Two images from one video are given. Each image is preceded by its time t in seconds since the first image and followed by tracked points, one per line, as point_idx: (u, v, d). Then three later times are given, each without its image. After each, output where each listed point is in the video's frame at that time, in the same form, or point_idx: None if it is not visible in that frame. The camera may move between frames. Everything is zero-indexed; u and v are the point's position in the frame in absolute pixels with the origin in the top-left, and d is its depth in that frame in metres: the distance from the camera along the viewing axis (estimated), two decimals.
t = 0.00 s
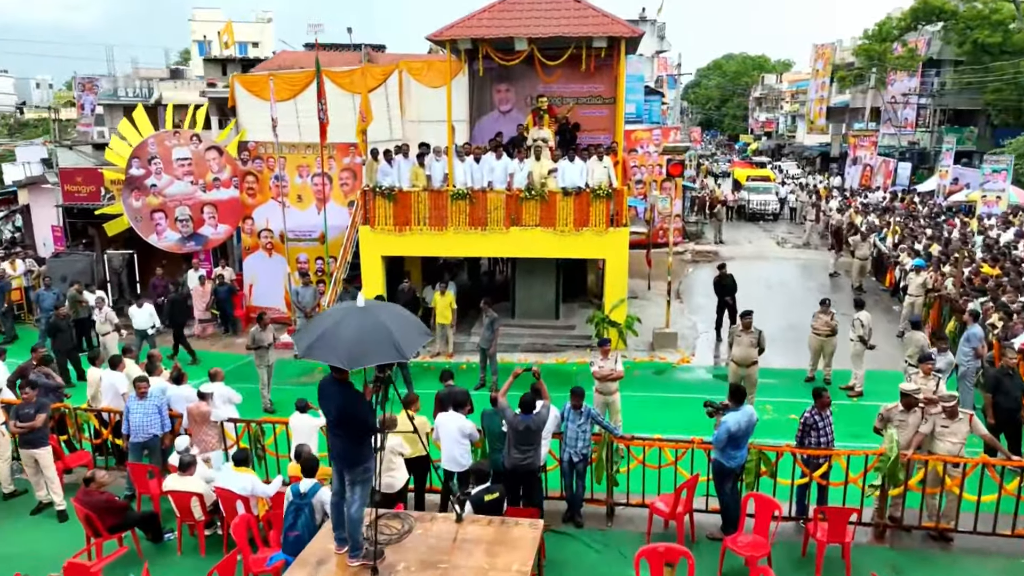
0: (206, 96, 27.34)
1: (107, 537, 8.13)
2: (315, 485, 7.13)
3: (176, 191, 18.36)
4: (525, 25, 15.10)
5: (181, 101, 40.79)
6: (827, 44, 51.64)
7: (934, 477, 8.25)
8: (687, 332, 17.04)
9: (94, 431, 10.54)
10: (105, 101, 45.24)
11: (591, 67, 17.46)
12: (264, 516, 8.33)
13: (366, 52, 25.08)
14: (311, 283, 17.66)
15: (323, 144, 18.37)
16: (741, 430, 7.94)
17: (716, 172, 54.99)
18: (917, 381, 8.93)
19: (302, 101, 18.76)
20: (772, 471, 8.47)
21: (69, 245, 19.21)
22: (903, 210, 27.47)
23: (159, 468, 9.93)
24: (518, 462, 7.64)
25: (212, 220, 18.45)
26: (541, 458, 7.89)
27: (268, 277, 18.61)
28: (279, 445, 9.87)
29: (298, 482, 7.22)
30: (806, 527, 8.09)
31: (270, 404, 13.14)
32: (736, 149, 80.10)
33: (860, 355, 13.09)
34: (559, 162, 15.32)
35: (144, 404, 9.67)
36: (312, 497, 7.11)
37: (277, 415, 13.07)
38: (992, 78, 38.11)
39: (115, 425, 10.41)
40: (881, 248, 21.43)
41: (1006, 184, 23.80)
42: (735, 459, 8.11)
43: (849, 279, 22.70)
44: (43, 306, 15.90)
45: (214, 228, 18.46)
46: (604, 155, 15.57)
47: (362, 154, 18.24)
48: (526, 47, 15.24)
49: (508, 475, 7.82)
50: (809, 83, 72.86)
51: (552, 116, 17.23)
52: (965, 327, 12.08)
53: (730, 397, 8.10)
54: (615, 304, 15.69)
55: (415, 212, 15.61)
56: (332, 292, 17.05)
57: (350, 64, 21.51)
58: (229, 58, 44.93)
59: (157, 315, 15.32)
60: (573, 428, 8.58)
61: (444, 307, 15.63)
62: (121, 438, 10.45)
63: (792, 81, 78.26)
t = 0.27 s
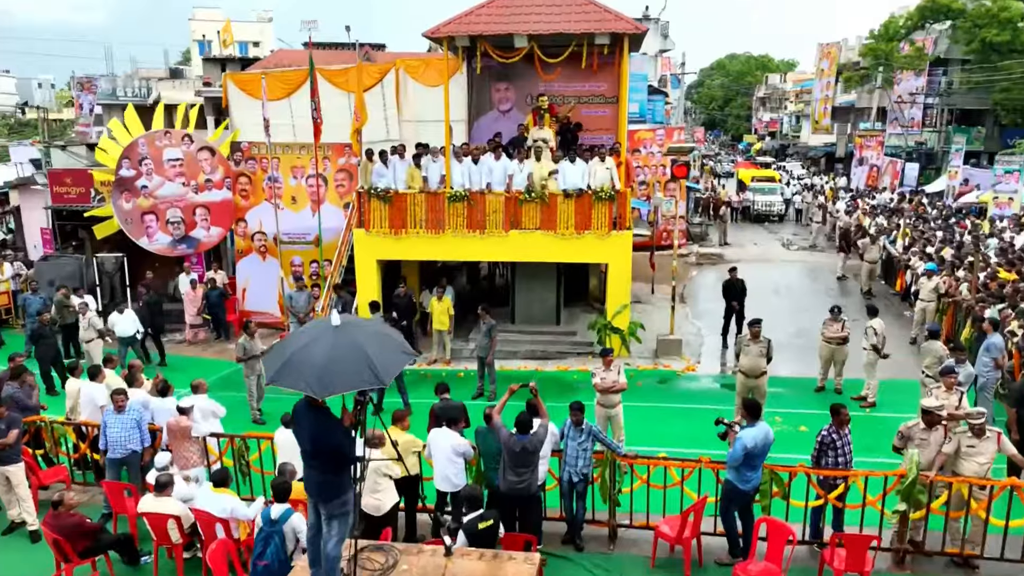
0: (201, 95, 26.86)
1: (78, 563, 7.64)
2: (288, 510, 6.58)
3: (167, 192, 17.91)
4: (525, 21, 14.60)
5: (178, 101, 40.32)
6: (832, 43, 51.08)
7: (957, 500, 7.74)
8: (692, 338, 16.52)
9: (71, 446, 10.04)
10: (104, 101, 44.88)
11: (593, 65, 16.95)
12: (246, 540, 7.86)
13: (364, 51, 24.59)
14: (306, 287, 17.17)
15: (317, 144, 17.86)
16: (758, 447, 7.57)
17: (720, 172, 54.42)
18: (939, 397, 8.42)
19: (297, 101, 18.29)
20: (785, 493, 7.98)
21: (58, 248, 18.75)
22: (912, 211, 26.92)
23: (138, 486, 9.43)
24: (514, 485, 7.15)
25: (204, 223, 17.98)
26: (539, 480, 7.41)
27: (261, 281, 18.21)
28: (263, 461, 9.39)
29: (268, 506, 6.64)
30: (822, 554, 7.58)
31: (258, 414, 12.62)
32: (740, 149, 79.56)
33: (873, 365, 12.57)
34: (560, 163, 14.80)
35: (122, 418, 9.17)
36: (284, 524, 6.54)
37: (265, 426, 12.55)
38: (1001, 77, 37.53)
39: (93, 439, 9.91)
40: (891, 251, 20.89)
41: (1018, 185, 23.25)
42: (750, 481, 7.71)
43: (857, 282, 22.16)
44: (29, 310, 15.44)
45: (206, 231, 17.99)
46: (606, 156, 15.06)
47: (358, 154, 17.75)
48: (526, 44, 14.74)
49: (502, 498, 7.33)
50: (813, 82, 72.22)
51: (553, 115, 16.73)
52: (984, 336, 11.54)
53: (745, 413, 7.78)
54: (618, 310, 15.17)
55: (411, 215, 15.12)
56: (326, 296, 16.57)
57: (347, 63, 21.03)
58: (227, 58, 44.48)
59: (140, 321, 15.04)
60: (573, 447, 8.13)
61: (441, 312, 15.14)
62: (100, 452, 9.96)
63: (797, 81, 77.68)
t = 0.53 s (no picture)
0: (197, 94, 26.47)
1: None
2: (268, 530, 6.20)
3: (160, 193, 17.56)
4: (525, 18, 14.22)
5: (177, 101, 39.94)
6: (836, 43, 50.65)
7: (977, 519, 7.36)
8: (696, 343, 16.13)
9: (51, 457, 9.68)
10: (102, 101, 44.59)
11: (594, 64, 16.58)
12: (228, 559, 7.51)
13: (362, 50, 24.25)
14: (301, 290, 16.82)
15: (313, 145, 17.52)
16: (772, 463, 7.21)
17: (723, 172, 54.01)
18: (957, 409, 8.04)
19: (292, 100, 17.93)
20: (795, 510, 7.61)
21: (49, 250, 18.40)
22: (918, 212, 26.51)
23: (120, 500, 9.05)
24: (509, 504, 6.79)
25: (198, 224, 17.63)
26: (536, 498, 7.05)
27: (256, 283, 17.88)
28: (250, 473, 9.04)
29: (248, 526, 6.28)
30: None
31: (248, 422, 12.24)
32: (743, 149, 79.13)
33: (883, 373, 12.20)
34: (560, 164, 14.42)
35: (102, 429, 8.80)
36: (264, 545, 6.18)
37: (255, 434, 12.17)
38: (1008, 77, 37.08)
39: (74, 450, 9.56)
40: (899, 253, 20.50)
41: None
42: (760, 498, 7.37)
43: (864, 285, 21.77)
44: (17, 314, 15.09)
45: (200, 233, 17.64)
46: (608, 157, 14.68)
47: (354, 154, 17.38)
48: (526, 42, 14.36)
49: (497, 518, 6.96)
50: (817, 82, 71.72)
51: (553, 115, 16.35)
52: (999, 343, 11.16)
53: (754, 427, 7.45)
54: (620, 314, 14.79)
55: (408, 217, 14.75)
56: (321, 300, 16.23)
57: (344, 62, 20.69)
58: (226, 57, 44.15)
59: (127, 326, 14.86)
60: (572, 462, 7.81)
61: (438, 317, 14.78)
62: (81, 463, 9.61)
63: (800, 81, 77.19)
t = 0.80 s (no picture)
0: (193, 94, 26.03)
1: None
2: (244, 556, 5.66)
3: (151, 195, 17.21)
4: (522, 15, 13.83)
5: (176, 101, 39.67)
6: (841, 42, 50.16)
7: (997, 544, 6.93)
8: (699, 350, 15.71)
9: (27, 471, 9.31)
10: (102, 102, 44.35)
11: (595, 63, 16.18)
12: None
13: (361, 49, 23.87)
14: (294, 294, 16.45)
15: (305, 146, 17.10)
16: (778, 484, 6.74)
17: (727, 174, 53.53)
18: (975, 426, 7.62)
19: (286, 100, 17.56)
20: (804, 533, 7.19)
21: (40, 253, 18.06)
22: (926, 214, 26.03)
23: (97, 518, 8.65)
24: (500, 529, 6.39)
25: (190, 227, 17.27)
26: (529, 522, 6.66)
27: (249, 288, 17.50)
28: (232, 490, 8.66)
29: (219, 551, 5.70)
30: None
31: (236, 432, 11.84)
32: (747, 150, 78.67)
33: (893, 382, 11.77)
34: (560, 165, 14.04)
35: (78, 444, 8.41)
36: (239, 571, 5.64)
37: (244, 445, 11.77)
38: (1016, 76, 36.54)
39: (51, 464, 9.19)
40: (907, 256, 20.03)
41: None
42: (768, 520, 6.95)
43: (871, 289, 21.32)
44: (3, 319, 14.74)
45: (192, 235, 17.28)
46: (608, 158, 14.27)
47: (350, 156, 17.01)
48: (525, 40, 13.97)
49: (488, 543, 6.56)
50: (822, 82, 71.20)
51: (553, 115, 15.94)
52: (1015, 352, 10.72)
53: (759, 445, 7.04)
54: (621, 320, 14.37)
55: (403, 220, 14.36)
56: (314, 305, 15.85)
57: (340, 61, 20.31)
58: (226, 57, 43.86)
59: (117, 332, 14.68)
60: (569, 482, 7.43)
61: (434, 322, 14.39)
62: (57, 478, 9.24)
63: (804, 81, 76.69)
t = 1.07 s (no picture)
0: (188, 94, 25.65)
1: None
2: None
3: (142, 197, 16.85)
4: (519, 13, 13.43)
5: (176, 101, 39.35)
6: (846, 42, 49.64)
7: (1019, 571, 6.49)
8: (702, 356, 15.29)
9: None
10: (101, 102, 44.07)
11: (595, 62, 15.76)
12: None
13: (358, 49, 23.49)
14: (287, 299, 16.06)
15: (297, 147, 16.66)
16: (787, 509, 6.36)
17: (731, 174, 53.03)
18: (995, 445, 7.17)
19: (280, 100, 17.18)
20: (812, 559, 6.76)
21: (29, 256, 17.71)
22: (934, 216, 25.53)
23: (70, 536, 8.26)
24: (488, 557, 5.99)
25: (182, 230, 16.91)
26: (519, 549, 6.25)
27: (242, 291, 17.14)
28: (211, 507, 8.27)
29: None
30: None
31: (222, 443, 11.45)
32: (750, 150, 78.15)
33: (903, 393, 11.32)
34: (559, 167, 13.65)
35: (50, 460, 8.01)
36: None
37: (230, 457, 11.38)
38: None
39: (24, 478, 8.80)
40: (915, 260, 19.56)
41: None
42: (775, 546, 6.57)
43: (877, 293, 20.87)
44: None
45: (183, 238, 16.92)
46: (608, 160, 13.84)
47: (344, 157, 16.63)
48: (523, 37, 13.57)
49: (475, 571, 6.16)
50: (826, 82, 70.62)
51: (552, 115, 15.51)
52: None
53: (763, 467, 6.65)
54: (622, 327, 13.95)
55: (397, 223, 13.96)
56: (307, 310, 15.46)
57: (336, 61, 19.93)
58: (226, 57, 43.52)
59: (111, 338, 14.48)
60: (563, 504, 7.01)
61: (429, 328, 13.98)
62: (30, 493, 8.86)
63: (809, 81, 76.13)
